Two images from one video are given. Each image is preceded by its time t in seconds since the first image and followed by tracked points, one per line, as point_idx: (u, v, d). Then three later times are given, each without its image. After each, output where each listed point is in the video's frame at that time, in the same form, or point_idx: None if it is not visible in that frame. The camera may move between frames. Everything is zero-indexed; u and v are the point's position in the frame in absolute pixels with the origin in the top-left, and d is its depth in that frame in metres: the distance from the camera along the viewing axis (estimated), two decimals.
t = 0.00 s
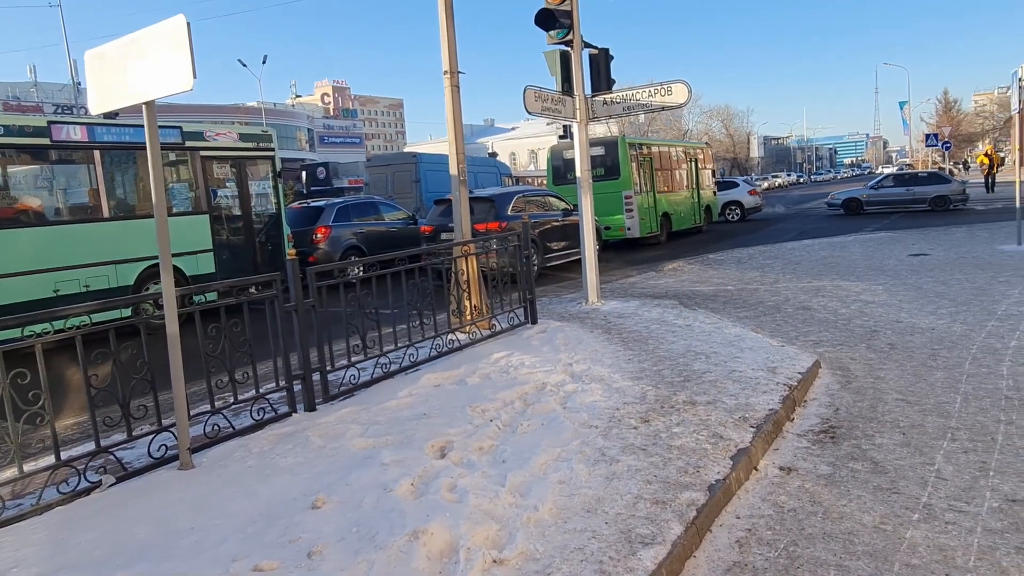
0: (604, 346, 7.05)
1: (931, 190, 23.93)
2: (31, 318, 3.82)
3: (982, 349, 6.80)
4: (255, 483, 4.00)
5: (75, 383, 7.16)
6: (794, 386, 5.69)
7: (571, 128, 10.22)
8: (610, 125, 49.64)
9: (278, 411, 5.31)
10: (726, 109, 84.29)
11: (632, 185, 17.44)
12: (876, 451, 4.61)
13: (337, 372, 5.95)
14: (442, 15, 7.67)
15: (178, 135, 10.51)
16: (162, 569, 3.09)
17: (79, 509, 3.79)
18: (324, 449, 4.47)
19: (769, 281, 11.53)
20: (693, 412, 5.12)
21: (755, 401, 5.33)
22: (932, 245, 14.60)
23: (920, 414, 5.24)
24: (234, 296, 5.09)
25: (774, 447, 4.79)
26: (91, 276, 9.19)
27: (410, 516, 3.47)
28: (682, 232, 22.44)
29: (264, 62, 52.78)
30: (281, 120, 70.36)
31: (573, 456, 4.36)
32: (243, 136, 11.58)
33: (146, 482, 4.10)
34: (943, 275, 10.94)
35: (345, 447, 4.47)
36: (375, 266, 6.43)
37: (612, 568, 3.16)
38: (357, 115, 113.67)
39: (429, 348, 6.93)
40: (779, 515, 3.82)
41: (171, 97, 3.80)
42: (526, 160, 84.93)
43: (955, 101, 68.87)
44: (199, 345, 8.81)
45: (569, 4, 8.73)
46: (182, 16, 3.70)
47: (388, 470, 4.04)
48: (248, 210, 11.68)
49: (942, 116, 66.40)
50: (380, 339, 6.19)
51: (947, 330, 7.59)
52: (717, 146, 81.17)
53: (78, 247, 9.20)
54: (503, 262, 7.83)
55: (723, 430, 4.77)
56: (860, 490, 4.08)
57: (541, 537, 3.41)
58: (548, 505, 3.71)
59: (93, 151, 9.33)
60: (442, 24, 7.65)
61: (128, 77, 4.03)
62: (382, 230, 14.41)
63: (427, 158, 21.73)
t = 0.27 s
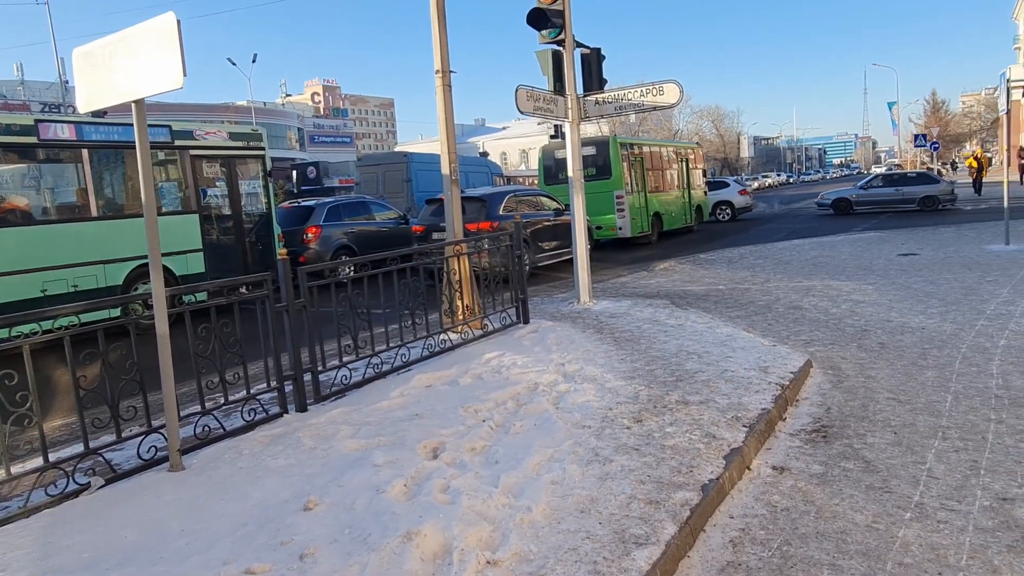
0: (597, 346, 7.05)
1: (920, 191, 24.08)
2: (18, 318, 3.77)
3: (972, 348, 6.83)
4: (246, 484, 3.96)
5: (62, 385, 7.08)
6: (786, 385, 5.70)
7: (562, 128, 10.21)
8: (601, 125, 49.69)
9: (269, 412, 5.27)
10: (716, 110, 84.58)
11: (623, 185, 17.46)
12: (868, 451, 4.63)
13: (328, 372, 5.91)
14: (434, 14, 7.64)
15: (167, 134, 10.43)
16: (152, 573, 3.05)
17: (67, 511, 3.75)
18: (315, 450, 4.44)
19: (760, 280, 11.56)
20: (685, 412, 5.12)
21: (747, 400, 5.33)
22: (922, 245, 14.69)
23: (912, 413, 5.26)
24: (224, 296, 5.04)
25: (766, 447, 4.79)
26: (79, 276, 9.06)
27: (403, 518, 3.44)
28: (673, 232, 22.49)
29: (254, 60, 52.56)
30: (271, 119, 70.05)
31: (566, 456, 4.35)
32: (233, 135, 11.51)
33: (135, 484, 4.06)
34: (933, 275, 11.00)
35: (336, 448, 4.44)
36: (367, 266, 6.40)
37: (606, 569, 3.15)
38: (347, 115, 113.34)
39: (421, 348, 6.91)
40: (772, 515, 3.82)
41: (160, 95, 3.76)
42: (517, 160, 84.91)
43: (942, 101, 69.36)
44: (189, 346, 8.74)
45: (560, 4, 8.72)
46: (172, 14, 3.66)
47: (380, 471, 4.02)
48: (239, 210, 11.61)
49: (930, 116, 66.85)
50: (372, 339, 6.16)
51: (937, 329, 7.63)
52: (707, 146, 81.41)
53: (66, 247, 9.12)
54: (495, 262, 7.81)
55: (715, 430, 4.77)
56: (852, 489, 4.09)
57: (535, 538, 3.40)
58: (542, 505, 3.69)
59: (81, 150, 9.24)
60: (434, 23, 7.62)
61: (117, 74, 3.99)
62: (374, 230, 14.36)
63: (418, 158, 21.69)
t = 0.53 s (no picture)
0: (587, 345, 7.05)
1: (906, 190, 24.27)
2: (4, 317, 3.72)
3: (959, 347, 6.88)
4: (236, 484, 3.94)
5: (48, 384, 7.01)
6: (776, 384, 5.72)
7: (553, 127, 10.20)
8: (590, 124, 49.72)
9: (258, 412, 5.24)
10: (705, 109, 84.86)
11: (613, 184, 17.48)
12: (858, 449, 4.65)
13: (318, 371, 5.89)
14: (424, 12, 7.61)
15: (154, 132, 10.35)
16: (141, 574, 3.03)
17: (53, 512, 3.71)
18: (305, 450, 4.41)
19: (749, 279, 11.61)
20: (676, 410, 5.12)
21: (737, 399, 5.35)
22: (909, 244, 14.79)
23: (900, 411, 5.30)
24: (213, 295, 5.00)
25: (757, 445, 4.81)
26: (65, 275, 8.98)
27: (395, 517, 3.43)
28: (663, 231, 22.54)
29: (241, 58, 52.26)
30: (259, 117, 69.64)
31: (557, 455, 4.35)
32: (221, 133, 11.44)
33: (123, 485, 4.03)
34: (920, 274, 11.08)
35: (327, 448, 4.41)
36: (357, 265, 6.37)
37: (599, 568, 3.15)
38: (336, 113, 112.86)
39: (411, 347, 6.89)
40: (763, 513, 3.84)
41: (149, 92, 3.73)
42: (507, 159, 84.84)
43: (929, 102, 69.90)
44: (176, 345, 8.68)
45: (551, 3, 8.72)
46: (161, 9, 3.62)
47: (371, 471, 4.00)
48: (227, 208, 11.53)
49: (917, 117, 67.35)
50: (362, 338, 6.13)
51: (925, 328, 7.68)
52: (696, 145, 81.66)
53: (52, 245, 9.03)
54: (485, 261, 7.80)
55: (706, 428, 4.78)
56: (842, 487, 4.11)
57: (527, 537, 3.39)
58: (533, 504, 3.69)
59: (67, 147, 9.15)
60: (424, 21, 7.60)
61: (105, 69, 3.95)
62: (363, 228, 14.30)
63: (408, 156, 21.62)
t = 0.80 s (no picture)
0: (582, 344, 7.06)
1: (900, 190, 24.36)
2: None
3: (951, 346, 6.92)
4: (230, 484, 3.93)
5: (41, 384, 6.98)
6: (770, 383, 5.74)
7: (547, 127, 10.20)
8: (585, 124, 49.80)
9: (253, 412, 5.22)
10: (699, 109, 85.01)
11: (607, 183, 17.50)
12: (852, 448, 4.67)
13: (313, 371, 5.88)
14: (419, 12, 7.61)
15: (148, 131, 10.31)
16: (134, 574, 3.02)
17: (46, 513, 3.69)
18: (300, 450, 4.40)
19: (743, 279, 11.64)
20: (671, 410, 5.13)
21: (732, 398, 5.36)
22: (902, 244, 14.85)
23: (894, 410, 5.32)
24: (207, 295, 4.98)
25: (751, 444, 4.82)
26: (57, 274, 9.02)
27: (390, 517, 3.43)
28: (657, 231, 22.58)
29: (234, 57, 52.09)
30: (253, 117, 69.46)
31: (552, 455, 4.35)
32: (215, 132, 11.42)
33: (116, 486, 4.01)
34: (913, 273, 11.13)
35: (322, 448, 4.41)
36: (351, 265, 6.36)
37: (594, 567, 3.15)
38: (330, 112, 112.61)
39: (406, 347, 6.88)
40: (757, 512, 3.85)
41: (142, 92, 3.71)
42: (502, 158, 84.81)
43: (921, 102, 70.19)
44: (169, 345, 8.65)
45: (545, 3, 8.72)
46: (155, 9, 3.61)
47: (366, 471, 3.99)
48: (221, 207, 11.50)
49: (910, 117, 67.63)
50: (356, 338, 6.12)
51: (918, 327, 7.71)
52: (690, 145, 81.79)
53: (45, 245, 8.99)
54: (480, 260, 7.80)
55: (701, 428, 4.79)
56: (836, 486, 4.12)
57: (522, 537, 3.39)
58: (528, 504, 3.69)
59: (60, 146, 9.11)
60: (419, 20, 7.59)
61: (97, 68, 3.92)
62: (357, 228, 14.28)
63: (402, 156, 21.61)
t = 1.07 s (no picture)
0: (578, 344, 7.06)
1: (895, 190, 24.43)
2: None
3: (946, 346, 6.94)
4: (226, 484, 3.93)
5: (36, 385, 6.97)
6: (765, 382, 5.75)
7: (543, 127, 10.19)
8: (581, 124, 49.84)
9: (248, 412, 5.22)
10: (695, 109, 85.10)
11: (604, 183, 17.51)
12: (846, 447, 4.68)
13: (308, 371, 5.87)
14: (414, 11, 7.60)
15: (143, 130, 10.29)
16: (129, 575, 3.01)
17: (40, 513, 3.68)
18: (295, 450, 4.40)
19: (738, 278, 11.66)
20: (666, 410, 5.14)
21: (727, 398, 5.37)
22: (897, 244, 14.89)
23: (888, 409, 5.33)
24: (202, 295, 4.98)
25: (746, 444, 4.83)
26: (52, 273, 9.03)
27: (385, 517, 3.43)
28: (653, 230, 22.61)
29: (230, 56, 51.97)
30: (249, 116, 69.32)
31: (548, 454, 4.36)
32: (211, 132, 11.40)
33: (111, 486, 4.00)
34: (908, 273, 11.16)
35: (317, 448, 4.40)
36: (347, 265, 6.36)
37: (589, 567, 3.16)
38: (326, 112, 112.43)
39: (402, 347, 6.88)
40: (752, 511, 3.86)
41: (137, 91, 3.70)
42: (498, 158, 84.79)
43: (916, 102, 70.39)
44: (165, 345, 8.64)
45: (541, 2, 8.72)
46: (149, 8, 3.61)
47: (361, 471, 3.99)
48: (216, 207, 11.48)
49: (905, 117, 67.81)
50: (352, 338, 6.12)
51: (912, 327, 7.74)
52: (686, 145, 81.88)
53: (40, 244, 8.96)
54: (476, 260, 7.80)
55: (696, 427, 4.80)
56: (830, 485, 4.14)
57: (518, 536, 3.40)
58: (523, 504, 3.69)
59: (55, 146, 9.08)
60: (415, 20, 7.58)
61: (92, 66, 3.91)
62: (354, 228, 14.27)
63: (398, 155, 21.59)
